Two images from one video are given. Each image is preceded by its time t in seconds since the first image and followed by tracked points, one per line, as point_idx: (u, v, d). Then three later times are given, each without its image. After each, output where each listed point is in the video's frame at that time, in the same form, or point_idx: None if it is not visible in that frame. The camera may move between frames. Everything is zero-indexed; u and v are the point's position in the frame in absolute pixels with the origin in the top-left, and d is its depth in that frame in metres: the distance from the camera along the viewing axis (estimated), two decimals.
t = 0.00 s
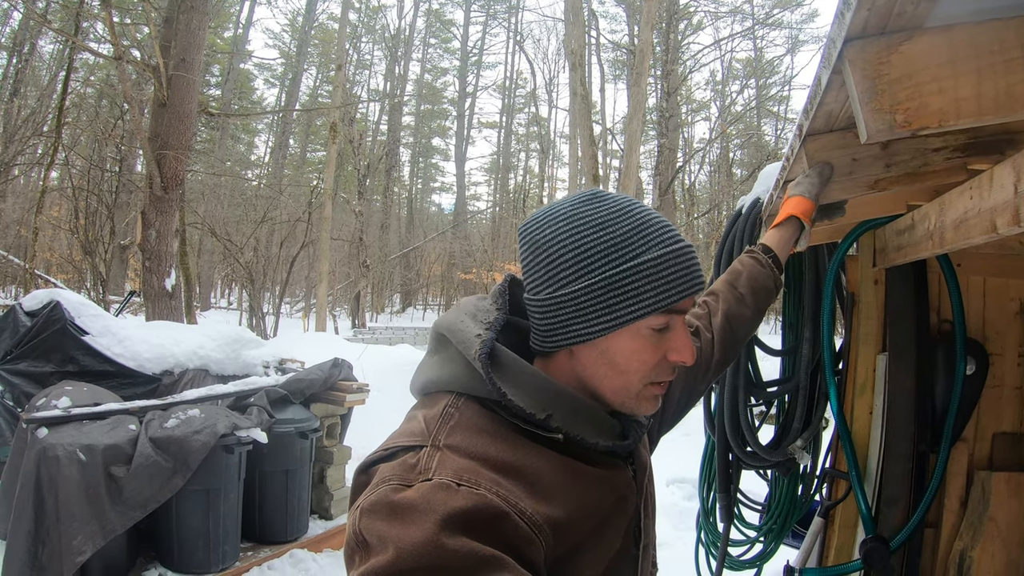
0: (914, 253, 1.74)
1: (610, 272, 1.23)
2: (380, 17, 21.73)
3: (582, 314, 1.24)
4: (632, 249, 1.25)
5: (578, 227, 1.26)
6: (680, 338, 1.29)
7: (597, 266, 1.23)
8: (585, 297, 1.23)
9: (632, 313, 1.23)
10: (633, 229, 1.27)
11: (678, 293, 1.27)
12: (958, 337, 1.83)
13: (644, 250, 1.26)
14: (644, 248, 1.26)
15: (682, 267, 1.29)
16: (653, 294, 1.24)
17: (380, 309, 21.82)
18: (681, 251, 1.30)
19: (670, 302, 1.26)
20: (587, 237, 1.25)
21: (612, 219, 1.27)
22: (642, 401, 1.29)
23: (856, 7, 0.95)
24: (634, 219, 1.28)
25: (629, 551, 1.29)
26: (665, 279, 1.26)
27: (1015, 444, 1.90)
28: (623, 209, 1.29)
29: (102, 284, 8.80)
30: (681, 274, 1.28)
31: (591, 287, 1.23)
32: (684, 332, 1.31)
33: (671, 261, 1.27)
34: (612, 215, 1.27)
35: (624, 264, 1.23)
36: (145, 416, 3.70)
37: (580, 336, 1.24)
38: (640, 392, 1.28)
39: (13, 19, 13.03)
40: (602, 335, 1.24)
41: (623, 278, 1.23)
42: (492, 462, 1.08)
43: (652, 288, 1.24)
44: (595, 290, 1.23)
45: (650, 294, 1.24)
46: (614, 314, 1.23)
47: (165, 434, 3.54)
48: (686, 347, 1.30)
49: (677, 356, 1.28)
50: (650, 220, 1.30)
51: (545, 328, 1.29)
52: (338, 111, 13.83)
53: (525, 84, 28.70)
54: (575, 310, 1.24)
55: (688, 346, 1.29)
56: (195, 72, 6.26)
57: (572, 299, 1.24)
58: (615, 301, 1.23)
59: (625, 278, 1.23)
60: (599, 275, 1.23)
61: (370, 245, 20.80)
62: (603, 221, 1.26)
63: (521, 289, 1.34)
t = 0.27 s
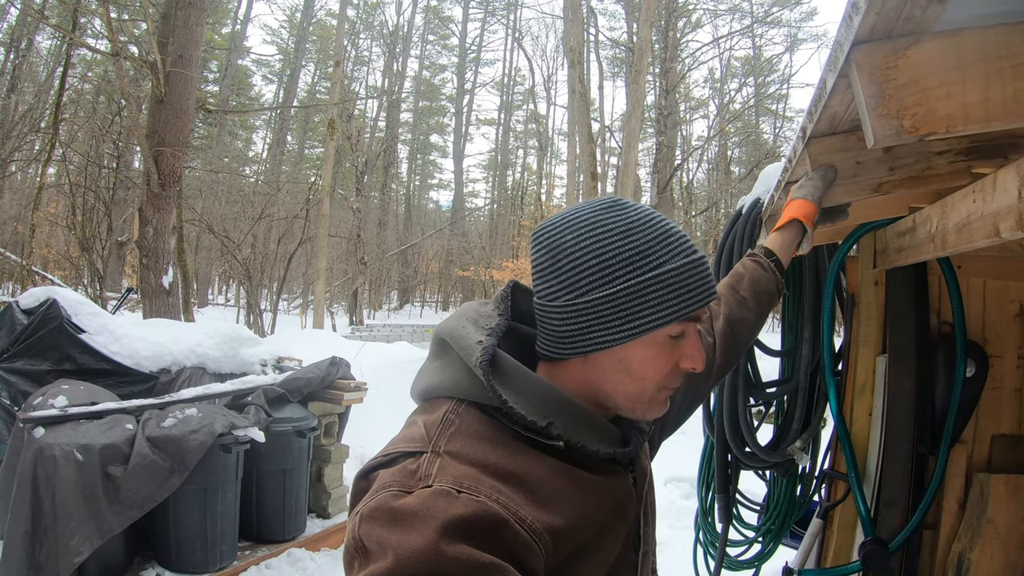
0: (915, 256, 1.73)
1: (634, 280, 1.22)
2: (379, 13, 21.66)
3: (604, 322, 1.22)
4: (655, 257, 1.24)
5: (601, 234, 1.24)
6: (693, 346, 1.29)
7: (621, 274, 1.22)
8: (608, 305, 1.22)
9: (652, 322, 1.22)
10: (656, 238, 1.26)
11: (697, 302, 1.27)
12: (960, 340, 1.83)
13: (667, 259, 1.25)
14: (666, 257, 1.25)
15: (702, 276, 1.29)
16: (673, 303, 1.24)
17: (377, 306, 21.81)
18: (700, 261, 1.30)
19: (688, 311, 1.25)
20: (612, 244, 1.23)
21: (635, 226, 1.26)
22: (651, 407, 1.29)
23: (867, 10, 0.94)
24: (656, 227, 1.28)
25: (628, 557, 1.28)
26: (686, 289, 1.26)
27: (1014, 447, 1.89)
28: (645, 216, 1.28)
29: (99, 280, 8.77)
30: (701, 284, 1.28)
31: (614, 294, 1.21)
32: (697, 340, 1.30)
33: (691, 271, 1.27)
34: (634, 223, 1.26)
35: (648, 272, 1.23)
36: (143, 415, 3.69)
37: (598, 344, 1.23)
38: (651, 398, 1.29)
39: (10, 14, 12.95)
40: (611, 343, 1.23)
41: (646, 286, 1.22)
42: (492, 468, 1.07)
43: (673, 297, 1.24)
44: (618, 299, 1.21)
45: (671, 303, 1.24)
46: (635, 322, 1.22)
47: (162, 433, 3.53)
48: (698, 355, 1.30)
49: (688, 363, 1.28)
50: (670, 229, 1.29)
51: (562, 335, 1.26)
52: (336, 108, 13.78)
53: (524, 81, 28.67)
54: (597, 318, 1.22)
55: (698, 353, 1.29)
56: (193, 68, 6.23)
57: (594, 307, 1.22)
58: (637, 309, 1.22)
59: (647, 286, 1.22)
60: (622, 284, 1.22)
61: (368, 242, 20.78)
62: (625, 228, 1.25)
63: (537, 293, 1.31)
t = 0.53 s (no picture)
0: (914, 252, 1.73)
1: (647, 271, 1.22)
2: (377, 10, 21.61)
3: (617, 312, 1.22)
4: (666, 251, 1.25)
5: (615, 227, 1.25)
6: (695, 342, 1.28)
7: (635, 265, 1.22)
8: (621, 295, 1.21)
9: (662, 314, 1.22)
10: (667, 233, 1.27)
11: (705, 297, 1.28)
12: (957, 337, 1.83)
13: (677, 253, 1.26)
14: (677, 252, 1.26)
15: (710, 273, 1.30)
16: (683, 297, 1.24)
17: (375, 303, 21.81)
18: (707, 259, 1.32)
19: (696, 304, 1.26)
20: (626, 237, 1.24)
21: (646, 221, 1.27)
22: (654, 404, 1.28)
23: (867, 8, 0.94)
24: (667, 223, 1.29)
25: (625, 553, 1.29)
26: (695, 283, 1.27)
27: (1011, 444, 1.90)
28: (656, 213, 1.30)
29: (96, 277, 8.75)
30: (709, 279, 1.29)
31: (628, 284, 1.21)
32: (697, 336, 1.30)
33: (701, 266, 1.28)
34: (645, 217, 1.27)
35: (660, 264, 1.23)
36: (140, 412, 3.68)
37: (608, 335, 1.22)
38: (655, 393, 1.28)
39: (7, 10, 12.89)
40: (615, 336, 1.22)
41: (658, 278, 1.23)
42: (490, 464, 1.07)
43: (685, 290, 1.24)
44: (630, 290, 1.22)
45: (681, 296, 1.24)
46: (647, 313, 1.22)
47: (160, 430, 3.52)
48: (698, 351, 1.29)
49: (690, 359, 1.27)
50: (680, 227, 1.31)
51: (571, 326, 1.25)
52: (334, 105, 13.73)
53: (522, 78, 28.64)
54: (609, 309, 1.22)
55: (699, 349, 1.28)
56: (190, 65, 6.21)
57: (607, 297, 1.22)
58: (651, 300, 1.22)
59: (660, 279, 1.23)
60: (635, 275, 1.22)
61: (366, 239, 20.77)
62: (638, 222, 1.26)
63: (546, 283, 1.29)
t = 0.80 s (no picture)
0: (913, 252, 1.74)
1: (653, 270, 1.23)
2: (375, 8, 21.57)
3: (623, 310, 1.21)
4: (671, 250, 1.25)
5: (621, 226, 1.25)
6: (695, 341, 1.29)
7: (641, 263, 1.22)
8: (628, 293, 1.21)
9: (666, 312, 1.22)
10: (672, 232, 1.28)
11: (708, 296, 1.28)
12: (957, 337, 1.84)
13: (682, 252, 1.27)
14: (682, 252, 1.27)
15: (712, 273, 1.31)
16: (687, 295, 1.24)
17: (373, 302, 21.81)
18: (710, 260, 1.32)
19: (698, 303, 1.26)
20: (633, 235, 1.24)
21: (652, 221, 1.27)
22: (653, 403, 1.28)
23: (868, 7, 0.94)
24: (671, 224, 1.30)
25: (623, 552, 1.29)
26: (699, 282, 1.27)
27: (1010, 444, 1.90)
28: (661, 213, 1.30)
29: (95, 276, 8.73)
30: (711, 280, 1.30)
31: (634, 283, 1.21)
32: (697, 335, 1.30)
33: (704, 266, 1.29)
34: (651, 217, 1.28)
35: (666, 263, 1.24)
36: (139, 411, 3.67)
37: (613, 332, 1.22)
38: (654, 391, 1.27)
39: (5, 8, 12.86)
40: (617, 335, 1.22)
41: (664, 277, 1.23)
42: (489, 463, 1.07)
43: (690, 288, 1.25)
44: (637, 287, 1.22)
45: (685, 296, 1.24)
46: (652, 311, 1.21)
47: (159, 429, 3.52)
48: (698, 350, 1.29)
49: (690, 358, 1.27)
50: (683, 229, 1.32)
51: (576, 323, 1.24)
52: (332, 103, 13.71)
53: (520, 77, 28.61)
54: (616, 306, 1.21)
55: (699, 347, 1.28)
56: (189, 63, 6.19)
57: (613, 294, 1.21)
58: (657, 299, 1.22)
59: (665, 278, 1.23)
60: (642, 273, 1.22)
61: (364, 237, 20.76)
62: (643, 221, 1.26)
63: (551, 281, 1.29)
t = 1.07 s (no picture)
0: (911, 252, 1.73)
1: (640, 270, 1.22)
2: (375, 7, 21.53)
3: (610, 310, 1.21)
4: (659, 249, 1.25)
5: (608, 226, 1.25)
6: (689, 341, 1.28)
7: (628, 263, 1.22)
8: (615, 292, 1.21)
9: (654, 311, 1.21)
10: (660, 232, 1.27)
11: (698, 296, 1.27)
12: (955, 336, 1.83)
13: (670, 252, 1.26)
14: (670, 251, 1.26)
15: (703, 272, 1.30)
16: (675, 295, 1.24)
17: (372, 301, 21.79)
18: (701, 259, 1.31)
19: (688, 303, 1.25)
20: (620, 235, 1.24)
21: (640, 221, 1.27)
22: (648, 402, 1.27)
23: (866, 7, 0.94)
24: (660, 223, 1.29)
25: (619, 553, 1.28)
26: (689, 281, 1.26)
27: (1008, 444, 1.90)
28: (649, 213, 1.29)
29: (93, 276, 8.71)
30: (702, 279, 1.29)
31: (621, 283, 1.21)
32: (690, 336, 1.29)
33: (693, 265, 1.27)
34: (639, 216, 1.27)
35: (653, 263, 1.23)
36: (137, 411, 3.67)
37: (601, 333, 1.22)
38: (644, 392, 1.26)
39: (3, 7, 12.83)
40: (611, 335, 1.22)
41: (651, 276, 1.22)
42: (484, 462, 1.07)
43: (678, 288, 1.24)
44: (624, 288, 1.21)
45: (674, 295, 1.23)
46: (639, 311, 1.21)
47: (157, 429, 3.51)
48: (692, 351, 1.28)
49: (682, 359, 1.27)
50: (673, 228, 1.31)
51: (566, 324, 1.24)
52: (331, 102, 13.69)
53: (520, 76, 28.58)
54: (603, 306, 1.21)
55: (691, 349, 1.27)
56: (188, 62, 6.17)
57: (601, 294, 1.21)
58: (645, 299, 1.21)
59: (653, 277, 1.22)
60: (628, 273, 1.22)
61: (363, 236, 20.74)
62: (631, 221, 1.26)
63: (538, 283, 1.29)
